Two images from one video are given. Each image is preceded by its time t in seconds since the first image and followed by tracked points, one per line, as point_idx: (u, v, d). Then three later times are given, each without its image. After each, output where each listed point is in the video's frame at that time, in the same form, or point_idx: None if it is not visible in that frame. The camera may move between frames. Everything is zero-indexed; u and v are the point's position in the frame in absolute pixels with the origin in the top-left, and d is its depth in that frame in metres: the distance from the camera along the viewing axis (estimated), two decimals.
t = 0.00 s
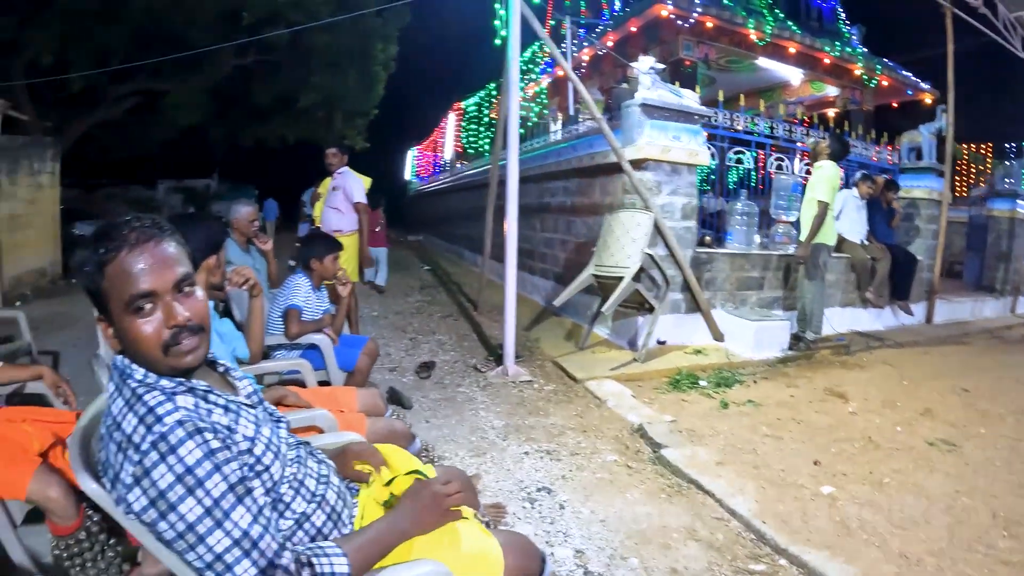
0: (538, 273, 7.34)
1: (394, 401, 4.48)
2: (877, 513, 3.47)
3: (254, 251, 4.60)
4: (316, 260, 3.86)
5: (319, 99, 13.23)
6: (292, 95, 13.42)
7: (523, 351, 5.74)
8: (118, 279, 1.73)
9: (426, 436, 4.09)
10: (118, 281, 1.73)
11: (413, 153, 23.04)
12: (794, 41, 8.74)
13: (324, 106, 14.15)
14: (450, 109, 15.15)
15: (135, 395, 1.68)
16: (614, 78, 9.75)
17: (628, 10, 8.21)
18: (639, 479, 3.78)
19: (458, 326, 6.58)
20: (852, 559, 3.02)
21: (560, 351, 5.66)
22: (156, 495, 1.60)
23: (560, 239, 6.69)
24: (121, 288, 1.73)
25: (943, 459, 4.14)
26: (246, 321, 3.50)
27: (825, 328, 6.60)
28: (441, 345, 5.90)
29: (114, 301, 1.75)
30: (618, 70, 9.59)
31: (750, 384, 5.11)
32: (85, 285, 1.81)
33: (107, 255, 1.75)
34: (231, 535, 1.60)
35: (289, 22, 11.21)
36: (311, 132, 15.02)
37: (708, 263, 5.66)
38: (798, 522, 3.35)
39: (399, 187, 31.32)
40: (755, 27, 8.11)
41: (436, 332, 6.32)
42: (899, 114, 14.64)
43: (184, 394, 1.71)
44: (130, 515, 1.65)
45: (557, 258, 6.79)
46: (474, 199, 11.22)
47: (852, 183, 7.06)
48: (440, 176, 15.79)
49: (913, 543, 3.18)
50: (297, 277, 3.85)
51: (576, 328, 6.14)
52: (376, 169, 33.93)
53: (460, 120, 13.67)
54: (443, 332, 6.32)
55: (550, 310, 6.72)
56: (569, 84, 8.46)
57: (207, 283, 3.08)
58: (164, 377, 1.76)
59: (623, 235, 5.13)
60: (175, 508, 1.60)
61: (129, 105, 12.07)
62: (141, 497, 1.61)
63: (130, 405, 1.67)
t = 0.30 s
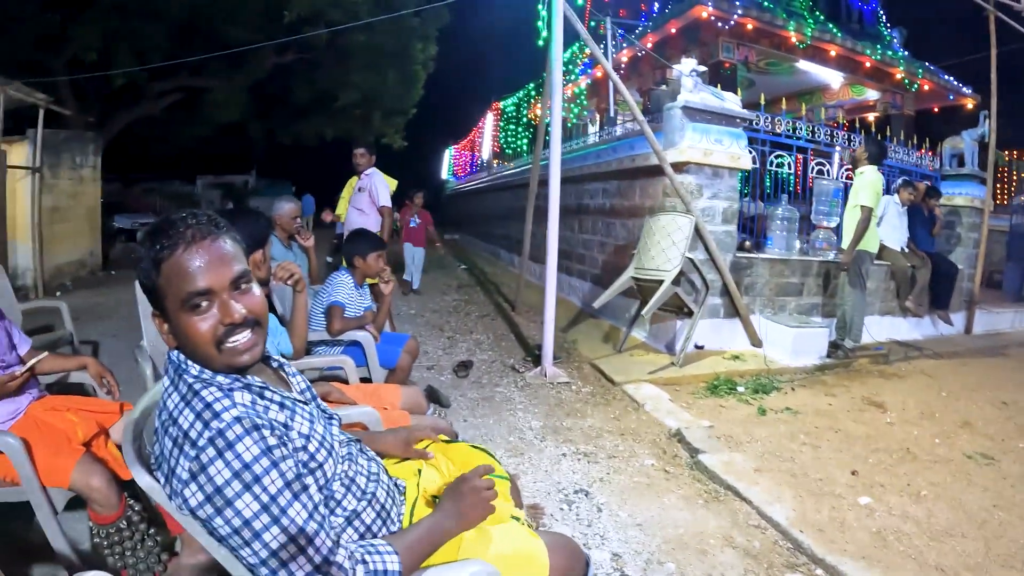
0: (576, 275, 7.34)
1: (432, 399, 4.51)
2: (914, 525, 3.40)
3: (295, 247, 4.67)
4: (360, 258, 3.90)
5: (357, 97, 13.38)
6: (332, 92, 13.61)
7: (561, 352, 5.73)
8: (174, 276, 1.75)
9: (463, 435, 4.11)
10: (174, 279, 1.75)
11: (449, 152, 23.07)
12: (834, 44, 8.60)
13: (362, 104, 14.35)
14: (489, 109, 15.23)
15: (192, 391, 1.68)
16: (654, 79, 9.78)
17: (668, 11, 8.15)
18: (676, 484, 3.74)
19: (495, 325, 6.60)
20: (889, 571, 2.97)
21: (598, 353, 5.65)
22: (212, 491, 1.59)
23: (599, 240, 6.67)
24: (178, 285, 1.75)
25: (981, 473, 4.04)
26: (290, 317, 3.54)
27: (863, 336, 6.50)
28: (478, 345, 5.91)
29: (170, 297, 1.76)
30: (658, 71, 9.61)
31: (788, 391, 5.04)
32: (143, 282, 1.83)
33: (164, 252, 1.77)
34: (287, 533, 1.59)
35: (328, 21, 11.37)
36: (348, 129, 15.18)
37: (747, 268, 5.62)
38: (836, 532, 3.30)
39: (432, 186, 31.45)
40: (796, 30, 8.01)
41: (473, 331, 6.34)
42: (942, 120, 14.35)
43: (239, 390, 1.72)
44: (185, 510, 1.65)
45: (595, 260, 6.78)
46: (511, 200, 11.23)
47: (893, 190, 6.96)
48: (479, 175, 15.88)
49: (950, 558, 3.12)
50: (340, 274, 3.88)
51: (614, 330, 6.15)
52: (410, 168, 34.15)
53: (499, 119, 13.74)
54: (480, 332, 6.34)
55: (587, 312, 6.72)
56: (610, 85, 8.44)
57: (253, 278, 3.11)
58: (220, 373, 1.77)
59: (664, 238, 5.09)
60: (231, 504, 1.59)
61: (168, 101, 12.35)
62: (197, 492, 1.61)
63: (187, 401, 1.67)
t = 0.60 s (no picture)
0: (611, 280, 7.33)
1: (470, 403, 4.50)
2: (950, 544, 3.33)
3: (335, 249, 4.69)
4: (400, 262, 3.88)
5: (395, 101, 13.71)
6: (371, 95, 14.12)
7: (598, 359, 5.70)
8: (227, 289, 1.75)
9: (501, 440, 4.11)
10: (229, 291, 1.75)
11: (483, 155, 23.18)
12: (872, 49, 8.60)
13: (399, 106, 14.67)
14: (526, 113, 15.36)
15: (249, 403, 1.70)
16: (690, 84, 9.90)
17: (704, 17, 8.32)
18: (712, 496, 3.69)
19: (531, 330, 6.63)
20: None
21: (634, 360, 5.65)
22: (269, 504, 1.60)
23: (636, 247, 6.65)
24: (234, 296, 1.75)
25: (1022, 492, 3.93)
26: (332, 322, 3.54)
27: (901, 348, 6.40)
28: (514, 349, 5.91)
29: (224, 310, 1.77)
30: (693, 76, 9.73)
31: (825, 403, 4.98)
32: (195, 292, 1.84)
33: (217, 264, 1.76)
34: (345, 547, 1.61)
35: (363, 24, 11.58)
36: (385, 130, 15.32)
37: (786, 277, 5.55)
38: (872, 549, 3.23)
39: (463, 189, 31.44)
40: (835, 35, 8.09)
41: (509, 335, 6.36)
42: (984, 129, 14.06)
43: (296, 403, 1.73)
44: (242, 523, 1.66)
45: (632, 266, 6.76)
46: (545, 204, 11.22)
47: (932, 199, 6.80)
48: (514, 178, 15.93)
49: None
50: (382, 277, 3.90)
51: (650, 337, 6.12)
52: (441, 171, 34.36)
53: (536, 123, 13.82)
54: (516, 335, 6.37)
55: (622, 318, 6.71)
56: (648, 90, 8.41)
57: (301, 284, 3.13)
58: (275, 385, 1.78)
59: (702, 246, 5.04)
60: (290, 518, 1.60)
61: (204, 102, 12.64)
62: (254, 506, 1.62)
63: (244, 413, 1.69)
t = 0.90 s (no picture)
0: (648, 286, 7.35)
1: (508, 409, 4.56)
2: (990, 564, 3.26)
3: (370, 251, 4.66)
4: (445, 267, 3.99)
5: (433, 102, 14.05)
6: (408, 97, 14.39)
7: (635, 365, 5.78)
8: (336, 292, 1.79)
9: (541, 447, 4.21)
10: (331, 291, 1.80)
11: (518, 157, 23.31)
12: (913, 53, 8.77)
13: (436, 107, 14.98)
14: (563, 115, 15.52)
15: (306, 418, 1.76)
16: (727, 87, 10.12)
17: (743, 21, 8.60)
18: (751, 508, 3.69)
19: (568, 335, 6.74)
20: None
21: (672, 368, 5.67)
22: (327, 522, 1.69)
23: (674, 252, 6.68)
24: (341, 299, 1.80)
25: None
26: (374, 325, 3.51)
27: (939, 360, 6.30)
28: (551, 353, 6.09)
29: (325, 312, 1.79)
30: (732, 79, 10.02)
31: (863, 416, 4.95)
32: (280, 294, 1.81)
33: (318, 263, 1.82)
34: (399, 568, 1.71)
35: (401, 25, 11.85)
36: (420, 130, 15.49)
37: (826, 286, 5.53)
38: (912, 567, 3.18)
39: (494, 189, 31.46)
40: (874, 38, 8.29)
41: (546, 339, 6.52)
42: None
43: (351, 419, 1.79)
44: (296, 536, 1.75)
45: (669, 272, 6.78)
46: (581, 207, 11.25)
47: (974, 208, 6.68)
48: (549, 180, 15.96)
49: None
50: (423, 281, 3.88)
51: (687, 343, 6.12)
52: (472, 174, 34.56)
53: (571, 125, 13.92)
54: (553, 340, 6.52)
55: (659, 323, 6.75)
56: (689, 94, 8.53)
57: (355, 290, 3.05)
58: (331, 396, 1.84)
59: (743, 253, 5.08)
60: (347, 536, 1.69)
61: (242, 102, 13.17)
62: (310, 523, 1.69)
63: (301, 428, 1.75)
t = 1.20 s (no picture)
0: (670, 287, 7.35)
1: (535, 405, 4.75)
2: (1017, 573, 3.22)
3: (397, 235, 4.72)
4: (472, 266, 4.06)
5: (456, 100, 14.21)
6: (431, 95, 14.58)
7: (658, 367, 5.83)
8: (416, 274, 1.94)
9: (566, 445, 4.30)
10: (413, 275, 1.95)
11: (540, 156, 23.29)
12: (939, 55, 8.74)
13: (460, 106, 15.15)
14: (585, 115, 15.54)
15: (349, 414, 1.84)
16: (751, 88, 10.14)
17: (768, 22, 8.62)
18: (774, 512, 3.70)
19: (590, 335, 6.80)
20: None
21: (695, 370, 5.68)
22: (369, 518, 1.76)
23: (698, 254, 6.67)
24: (418, 279, 1.96)
25: None
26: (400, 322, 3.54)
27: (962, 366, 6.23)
28: (574, 353, 6.17)
29: (406, 289, 1.93)
30: (755, 81, 10.05)
31: (887, 421, 4.94)
32: (361, 270, 1.90)
33: (400, 249, 1.95)
34: (439, 565, 1.80)
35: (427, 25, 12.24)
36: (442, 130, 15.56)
37: (851, 290, 5.51)
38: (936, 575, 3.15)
39: (515, 189, 31.35)
40: (901, 40, 8.25)
41: (568, 339, 6.60)
42: None
43: (392, 416, 1.88)
44: (335, 530, 1.82)
45: (692, 274, 6.77)
46: (604, 208, 11.21)
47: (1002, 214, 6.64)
48: (570, 180, 15.97)
49: None
50: (451, 277, 3.94)
51: (710, 345, 6.12)
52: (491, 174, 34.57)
53: (594, 125, 13.94)
54: (576, 340, 6.59)
55: (682, 325, 6.77)
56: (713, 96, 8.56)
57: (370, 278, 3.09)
58: (372, 391, 1.92)
59: (769, 256, 5.12)
60: (388, 531, 1.78)
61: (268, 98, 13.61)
62: (352, 518, 1.77)
63: (344, 423, 1.83)
